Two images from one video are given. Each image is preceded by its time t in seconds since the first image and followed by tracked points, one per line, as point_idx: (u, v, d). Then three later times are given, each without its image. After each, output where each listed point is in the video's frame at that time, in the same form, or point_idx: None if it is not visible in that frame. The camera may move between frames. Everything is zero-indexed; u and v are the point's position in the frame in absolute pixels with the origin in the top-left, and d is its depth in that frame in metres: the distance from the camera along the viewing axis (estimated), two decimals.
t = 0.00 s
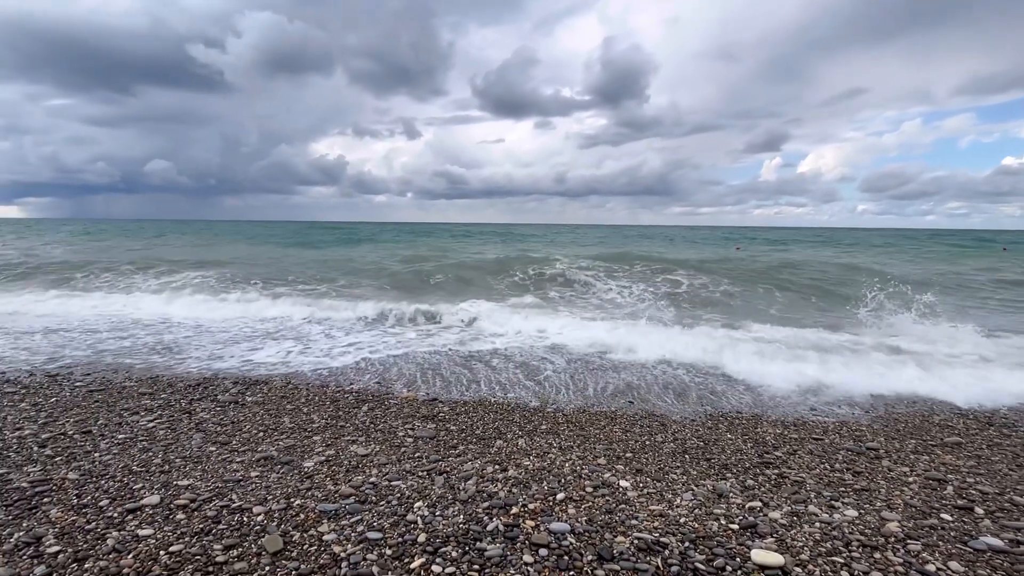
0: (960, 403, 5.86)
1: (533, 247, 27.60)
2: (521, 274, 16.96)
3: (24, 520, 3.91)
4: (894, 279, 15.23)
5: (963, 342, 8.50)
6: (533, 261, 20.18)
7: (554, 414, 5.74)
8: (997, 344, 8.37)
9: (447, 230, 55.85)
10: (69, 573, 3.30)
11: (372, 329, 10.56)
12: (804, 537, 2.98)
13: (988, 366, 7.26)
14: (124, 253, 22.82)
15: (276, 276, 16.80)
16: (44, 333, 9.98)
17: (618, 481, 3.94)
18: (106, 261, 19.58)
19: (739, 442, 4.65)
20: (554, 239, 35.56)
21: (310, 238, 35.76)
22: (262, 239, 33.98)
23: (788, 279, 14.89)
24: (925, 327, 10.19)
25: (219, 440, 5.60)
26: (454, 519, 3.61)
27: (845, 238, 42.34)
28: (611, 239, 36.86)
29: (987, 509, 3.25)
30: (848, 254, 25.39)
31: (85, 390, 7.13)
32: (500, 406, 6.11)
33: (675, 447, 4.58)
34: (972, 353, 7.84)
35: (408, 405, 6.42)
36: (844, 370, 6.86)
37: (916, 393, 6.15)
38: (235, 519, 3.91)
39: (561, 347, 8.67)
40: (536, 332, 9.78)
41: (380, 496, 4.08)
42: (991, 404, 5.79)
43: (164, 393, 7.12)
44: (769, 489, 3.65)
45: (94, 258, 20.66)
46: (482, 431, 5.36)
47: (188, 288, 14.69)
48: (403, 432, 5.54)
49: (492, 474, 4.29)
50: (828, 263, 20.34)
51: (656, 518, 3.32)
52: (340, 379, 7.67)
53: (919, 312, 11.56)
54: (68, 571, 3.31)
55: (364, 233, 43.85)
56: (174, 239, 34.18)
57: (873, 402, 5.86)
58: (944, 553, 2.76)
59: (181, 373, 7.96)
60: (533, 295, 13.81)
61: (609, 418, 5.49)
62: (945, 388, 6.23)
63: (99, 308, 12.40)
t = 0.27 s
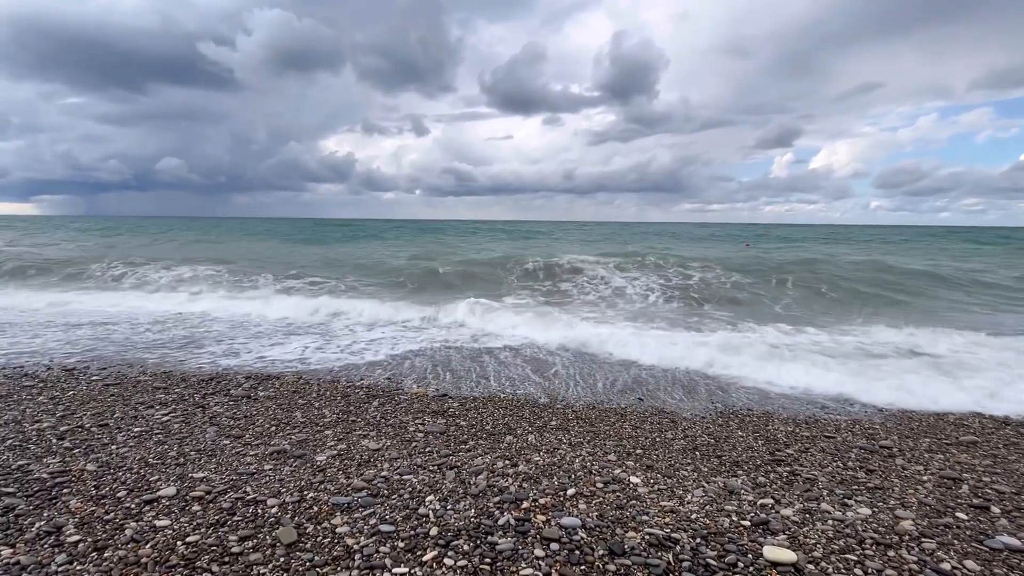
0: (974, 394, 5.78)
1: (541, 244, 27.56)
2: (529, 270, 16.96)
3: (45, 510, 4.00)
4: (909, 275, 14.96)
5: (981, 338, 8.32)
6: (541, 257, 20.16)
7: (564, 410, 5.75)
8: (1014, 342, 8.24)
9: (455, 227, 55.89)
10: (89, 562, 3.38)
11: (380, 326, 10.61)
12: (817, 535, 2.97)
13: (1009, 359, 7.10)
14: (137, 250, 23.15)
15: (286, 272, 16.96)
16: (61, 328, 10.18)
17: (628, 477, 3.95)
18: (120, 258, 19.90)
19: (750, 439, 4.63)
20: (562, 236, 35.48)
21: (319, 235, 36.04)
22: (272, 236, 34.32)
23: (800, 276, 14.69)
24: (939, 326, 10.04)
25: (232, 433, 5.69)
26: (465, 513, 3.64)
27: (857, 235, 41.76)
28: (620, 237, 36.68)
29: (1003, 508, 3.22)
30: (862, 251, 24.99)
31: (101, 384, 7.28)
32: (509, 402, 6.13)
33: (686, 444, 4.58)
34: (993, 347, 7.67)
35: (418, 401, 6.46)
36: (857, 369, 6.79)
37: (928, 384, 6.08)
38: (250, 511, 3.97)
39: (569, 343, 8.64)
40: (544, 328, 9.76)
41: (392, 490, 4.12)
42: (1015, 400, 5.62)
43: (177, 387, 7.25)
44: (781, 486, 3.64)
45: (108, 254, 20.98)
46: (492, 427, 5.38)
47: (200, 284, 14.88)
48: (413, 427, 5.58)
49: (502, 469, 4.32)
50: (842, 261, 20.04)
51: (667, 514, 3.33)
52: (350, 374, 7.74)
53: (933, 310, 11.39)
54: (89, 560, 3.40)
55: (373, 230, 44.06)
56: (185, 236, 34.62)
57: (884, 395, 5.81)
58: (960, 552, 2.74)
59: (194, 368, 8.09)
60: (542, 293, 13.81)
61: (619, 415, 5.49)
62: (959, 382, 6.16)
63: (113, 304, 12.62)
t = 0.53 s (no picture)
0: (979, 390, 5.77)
1: (544, 241, 27.52)
2: (532, 265, 16.96)
3: (54, 504, 4.05)
4: (916, 271, 14.84)
5: (992, 338, 8.23)
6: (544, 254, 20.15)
7: (568, 407, 5.76)
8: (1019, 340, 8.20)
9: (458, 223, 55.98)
10: (98, 556, 3.42)
11: (383, 323, 10.56)
12: (822, 532, 2.96)
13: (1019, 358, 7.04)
14: (142, 247, 23.26)
15: (290, 269, 17.02)
16: (67, 325, 10.27)
17: (632, 473, 3.95)
18: (125, 254, 20.01)
19: (755, 436, 4.62)
20: (565, 233, 35.44)
21: (322, 231, 36.13)
22: (276, 233, 34.43)
23: (806, 273, 14.58)
24: (944, 324, 10.00)
25: (238, 429, 5.72)
26: (470, 508, 3.66)
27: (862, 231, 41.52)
28: (623, 233, 36.60)
29: (1010, 505, 3.21)
30: (868, 248, 24.81)
31: (107, 379, 7.34)
32: (513, 399, 6.14)
33: (690, 440, 4.57)
34: (999, 347, 7.62)
35: (422, 396, 6.49)
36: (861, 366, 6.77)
37: (932, 383, 6.07)
38: (256, 505, 4.00)
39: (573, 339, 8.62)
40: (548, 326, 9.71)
41: (397, 486, 4.14)
42: None
43: (183, 383, 7.30)
44: (786, 483, 3.63)
45: (113, 251, 21.10)
46: (497, 423, 5.40)
47: (204, 281, 14.96)
48: (417, 423, 5.60)
49: (507, 465, 4.33)
50: (847, 257, 19.92)
51: (671, 510, 3.33)
52: (354, 371, 7.77)
53: (939, 308, 11.33)
54: (97, 553, 3.43)
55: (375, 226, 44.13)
56: (189, 233, 34.78)
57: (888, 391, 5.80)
58: (966, 549, 2.73)
59: (199, 364, 8.14)
60: (544, 290, 13.81)
61: (623, 411, 5.49)
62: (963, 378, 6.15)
63: (118, 300, 12.70)
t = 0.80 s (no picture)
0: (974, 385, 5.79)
1: (541, 237, 27.49)
2: (530, 261, 16.95)
3: (50, 503, 4.03)
4: (915, 267, 14.83)
5: (988, 335, 8.25)
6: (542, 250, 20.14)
7: (566, 403, 5.76)
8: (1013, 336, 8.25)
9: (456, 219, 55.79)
10: (95, 555, 3.40)
11: (377, 320, 10.52)
12: (820, 528, 2.97)
13: (1016, 354, 7.06)
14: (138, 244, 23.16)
15: (287, 265, 16.97)
16: (64, 322, 10.22)
17: (630, 470, 3.96)
18: (121, 252, 19.92)
19: (752, 432, 4.63)
20: (563, 229, 35.41)
21: (320, 227, 36.04)
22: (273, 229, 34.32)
23: (803, 268, 14.58)
24: (940, 320, 10.05)
25: (235, 426, 5.71)
26: (468, 506, 3.65)
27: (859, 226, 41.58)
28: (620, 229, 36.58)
29: (1006, 501, 3.22)
30: (866, 243, 24.81)
31: (105, 377, 7.32)
32: (511, 395, 6.14)
33: (688, 436, 4.58)
34: (994, 344, 7.67)
35: (421, 393, 6.48)
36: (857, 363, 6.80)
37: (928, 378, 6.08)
38: (253, 503, 3.99)
39: (572, 336, 8.63)
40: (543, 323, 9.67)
41: (395, 483, 4.14)
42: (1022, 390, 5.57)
43: (181, 380, 7.28)
44: (783, 479, 3.64)
45: (109, 248, 21.00)
46: (494, 420, 5.39)
47: (201, 278, 14.91)
48: (415, 420, 5.60)
49: (505, 462, 4.33)
50: (845, 253, 19.93)
51: (669, 507, 3.33)
52: (352, 368, 7.76)
53: (935, 305, 11.38)
54: (94, 552, 3.42)
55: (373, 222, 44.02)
56: (186, 229, 34.65)
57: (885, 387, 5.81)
58: (963, 545, 2.74)
59: (197, 362, 8.13)
60: (542, 287, 13.82)
61: (621, 407, 5.49)
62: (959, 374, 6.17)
63: (115, 298, 12.65)
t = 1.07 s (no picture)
0: (961, 382, 5.88)
1: (535, 233, 27.46)
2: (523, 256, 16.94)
3: (36, 505, 3.96)
4: (904, 262, 15.00)
5: (976, 332, 8.35)
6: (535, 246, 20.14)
7: (560, 399, 5.75)
8: (998, 332, 8.38)
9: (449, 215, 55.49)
10: (82, 557, 3.35)
11: (369, 317, 10.45)
12: (811, 522, 2.99)
13: (1000, 349, 7.19)
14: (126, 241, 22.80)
15: (278, 262, 16.80)
16: (50, 320, 10.06)
17: (623, 465, 3.96)
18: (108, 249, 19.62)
19: (745, 426, 4.65)
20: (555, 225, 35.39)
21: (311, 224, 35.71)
22: (263, 226, 33.95)
23: (795, 265, 14.66)
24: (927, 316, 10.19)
25: (226, 425, 5.64)
26: (461, 503, 3.63)
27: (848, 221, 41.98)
28: (613, 225, 36.65)
29: (993, 492, 3.26)
30: (857, 239, 25.02)
31: (93, 376, 7.21)
32: (505, 391, 6.13)
33: (680, 431, 4.59)
34: (979, 340, 7.80)
35: (414, 390, 6.46)
36: (846, 359, 6.89)
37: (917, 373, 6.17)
38: (244, 503, 3.94)
39: (564, 334, 8.64)
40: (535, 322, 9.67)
41: (387, 481, 4.11)
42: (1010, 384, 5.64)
43: (171, 379, 7.18)
44: (775, 473, 3.66)
45: (96, 246, 20.66)
46: (488, 416, 5.38)
47: (191, 274, 14.72)
48: (408, 417, 5.56)
49: (498, 459, 4.31)
50: (836, 248, 20.04)
51: (663, 502, 3.34)
52: (345, 365, 7.71)
53: (922, 300, 11.52)
54: (82, 554, 3.37)
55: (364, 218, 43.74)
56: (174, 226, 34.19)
57: (875, 381, 5.87)
58: (952, 536, 2.77)
59: (187, 360, 8.02)
60: (535, 285, 13.84)
61: (614, 403, 5.50)
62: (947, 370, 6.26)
63: (103, 295, 12.46)
